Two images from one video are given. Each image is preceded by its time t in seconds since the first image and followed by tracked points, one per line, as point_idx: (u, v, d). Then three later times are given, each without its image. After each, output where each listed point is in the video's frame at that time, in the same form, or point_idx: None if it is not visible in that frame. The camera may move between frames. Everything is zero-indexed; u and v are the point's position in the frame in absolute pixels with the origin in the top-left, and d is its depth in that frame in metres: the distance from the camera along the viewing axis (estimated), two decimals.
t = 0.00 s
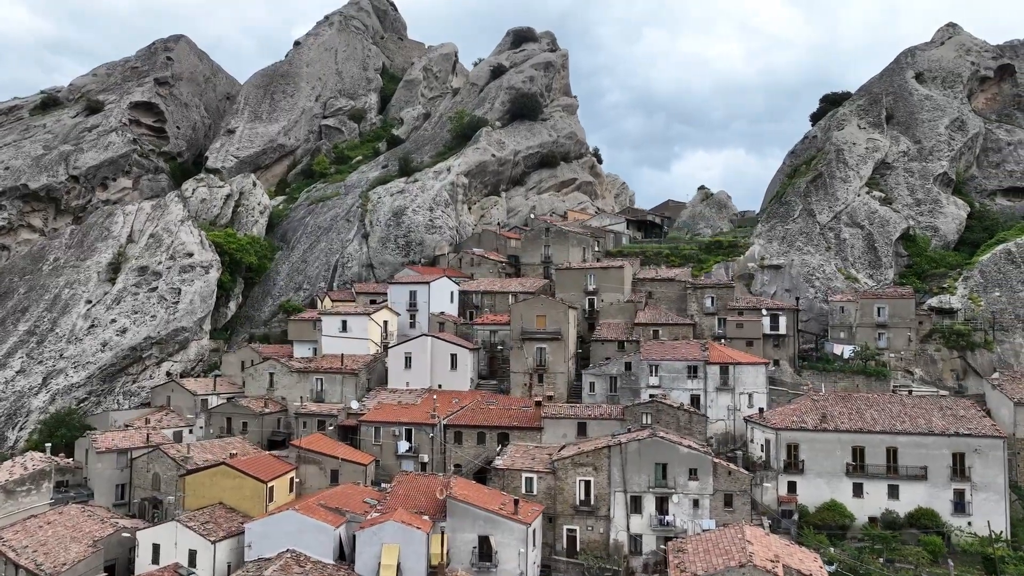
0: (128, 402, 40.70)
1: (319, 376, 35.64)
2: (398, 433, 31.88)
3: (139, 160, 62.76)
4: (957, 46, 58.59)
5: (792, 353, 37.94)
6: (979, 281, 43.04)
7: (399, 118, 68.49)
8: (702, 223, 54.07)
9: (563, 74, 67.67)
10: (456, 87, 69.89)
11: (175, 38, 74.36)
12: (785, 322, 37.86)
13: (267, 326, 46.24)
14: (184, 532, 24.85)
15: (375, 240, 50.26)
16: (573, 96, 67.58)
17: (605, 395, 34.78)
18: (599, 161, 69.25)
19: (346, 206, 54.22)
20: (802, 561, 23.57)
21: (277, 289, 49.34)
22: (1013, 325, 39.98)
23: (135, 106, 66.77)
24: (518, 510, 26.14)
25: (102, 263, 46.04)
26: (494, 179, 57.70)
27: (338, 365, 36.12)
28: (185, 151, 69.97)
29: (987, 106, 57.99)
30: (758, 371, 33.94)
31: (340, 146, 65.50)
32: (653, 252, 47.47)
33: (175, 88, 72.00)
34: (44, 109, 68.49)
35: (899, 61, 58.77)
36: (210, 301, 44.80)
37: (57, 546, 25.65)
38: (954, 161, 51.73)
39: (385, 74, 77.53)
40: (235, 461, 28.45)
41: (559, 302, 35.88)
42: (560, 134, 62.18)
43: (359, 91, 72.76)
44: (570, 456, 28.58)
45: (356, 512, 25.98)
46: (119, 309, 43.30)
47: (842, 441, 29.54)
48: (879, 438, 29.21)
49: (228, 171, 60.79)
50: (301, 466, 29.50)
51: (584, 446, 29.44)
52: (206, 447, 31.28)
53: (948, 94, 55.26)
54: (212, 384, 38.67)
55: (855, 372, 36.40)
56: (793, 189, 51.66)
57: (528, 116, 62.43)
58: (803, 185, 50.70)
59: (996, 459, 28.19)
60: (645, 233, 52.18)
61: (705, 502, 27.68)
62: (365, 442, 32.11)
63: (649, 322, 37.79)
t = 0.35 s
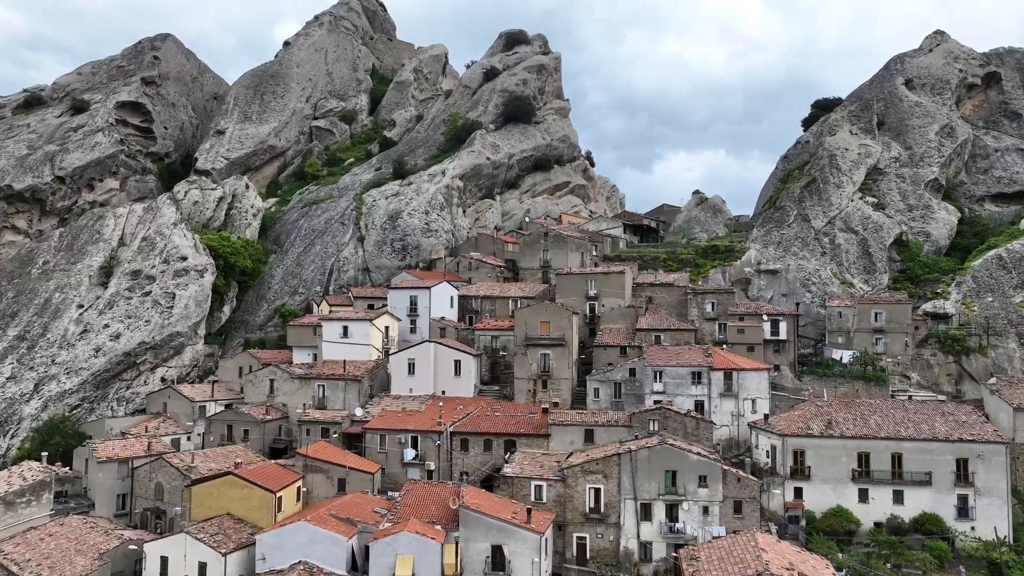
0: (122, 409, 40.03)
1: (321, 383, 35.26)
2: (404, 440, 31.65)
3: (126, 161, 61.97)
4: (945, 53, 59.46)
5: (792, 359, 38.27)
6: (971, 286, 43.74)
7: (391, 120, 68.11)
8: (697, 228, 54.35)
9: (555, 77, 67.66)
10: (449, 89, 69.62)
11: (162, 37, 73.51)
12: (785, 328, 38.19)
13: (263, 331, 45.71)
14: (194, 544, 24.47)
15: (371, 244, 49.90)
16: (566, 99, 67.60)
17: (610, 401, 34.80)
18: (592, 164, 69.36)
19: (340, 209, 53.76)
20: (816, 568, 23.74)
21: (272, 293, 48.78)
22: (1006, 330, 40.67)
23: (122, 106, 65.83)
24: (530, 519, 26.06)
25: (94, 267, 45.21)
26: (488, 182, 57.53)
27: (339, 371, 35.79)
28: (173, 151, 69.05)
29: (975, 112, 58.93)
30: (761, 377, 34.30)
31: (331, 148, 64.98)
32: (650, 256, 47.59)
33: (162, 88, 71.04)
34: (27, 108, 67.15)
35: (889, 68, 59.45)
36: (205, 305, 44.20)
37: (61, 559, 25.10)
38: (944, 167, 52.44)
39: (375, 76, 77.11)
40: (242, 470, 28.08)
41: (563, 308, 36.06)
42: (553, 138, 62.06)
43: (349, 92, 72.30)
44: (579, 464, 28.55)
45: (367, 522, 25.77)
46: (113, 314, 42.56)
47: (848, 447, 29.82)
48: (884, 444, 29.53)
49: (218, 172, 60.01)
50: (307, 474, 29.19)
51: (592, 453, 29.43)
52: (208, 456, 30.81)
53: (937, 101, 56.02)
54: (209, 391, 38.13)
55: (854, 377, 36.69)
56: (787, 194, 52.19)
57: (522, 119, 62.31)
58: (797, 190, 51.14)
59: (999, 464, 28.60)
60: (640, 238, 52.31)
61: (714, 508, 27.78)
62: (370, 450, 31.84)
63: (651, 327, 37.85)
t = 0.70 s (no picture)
0: (119, 416, 39.53)
1: (325, 389, 34.94)
2: (412, 448, 31.45)
3: (116, 162, 61.01)
4: (936, 59, 60.22)
5: (795, 363, 38.53)
6: (967, 290, 44.38)
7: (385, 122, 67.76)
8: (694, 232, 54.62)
9: (550, 80, 67.68)
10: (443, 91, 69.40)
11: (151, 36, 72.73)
12: (787, 332, 38.46)
13: (261, 336, 45.24)
14: (207, 556, 24.18)
15: (369, 247, 49.58)
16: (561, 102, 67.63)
17: (616, 407, 34.81)
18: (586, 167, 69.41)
19: (336, 211, 53.31)
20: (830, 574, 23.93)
21: (269, 297, 48.30)
22: (1002, 334, 41.33)
23: (111, 106, 65.00)
24: (545, 527, 26.02)
25: (88, 271, 44.49)
26: (485, 185, 57.33)
27: (344, 377, 35.49)
28: (163, 152, 68.26)
29: (965, 118, 59.72)
30: (766, 383, 34.48)
31: (325, 150, 64.53)
32: (650, 260, 47.71)
33: (151, 88, 70.26)
34: (13, 107, 65.99)
35: (882, 73, 60.12)
36: (202, 309, 43.67)
37: (69, 572, 24.68)
38: (937, 172, 53.08)
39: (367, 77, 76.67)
40: (251, 479, 27.78)
41: (569, 314, 35.94)
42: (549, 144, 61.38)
43: (342, 93, 71.88)
44: (591, 471, 28.53)
45: (381, 532, 25.59)
46: (109, 319, 41.93)
47: (855, 453, 30.13)
48: (891, 450, 29.87)
49: (211, 174, 59.32)
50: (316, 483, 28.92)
51: (603, 460, 29.44)
52: (214, 464, 30.41)
53: (929, 107, 56.72)
54: (210, 397, 37.64)
55: (857, 381, 37.02)
56: (783, 199, 52.51)
57: (517, 121, 62.20)
58: (794, 195, 51.52)
59: (1005, 468, 29.06)
60: (639, 241, 52.43)
61: (726, 515, 27.89)
62: (378, 457, 31.61)
63: (655, 332, 37.91)
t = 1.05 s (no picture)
0: (117, 422, 38.98)
1: (330, 396, 34.64)
2: (420, 455, 31.27)
3: (107, 163, 60.12)
4: (928, 65, 60.89)
5: (797, 368, 38.77)
6: (963, 295, 44.98)
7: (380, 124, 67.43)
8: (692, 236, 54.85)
9: (545, 82, 67.65)
10: (438, 92, 69.16)
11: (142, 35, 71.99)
12: (790, 337, 38.72)
13: (260, 340, 44.80)
14: (220, 567, 23.91)
15: (368, 251, 49.26)
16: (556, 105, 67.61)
17: (623, 412, 34.82)
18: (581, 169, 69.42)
19: (333, 214, 52.89)
20: None
21: (267, 301, 47.85)
22: (999, 339, 41.94)
23: (101, 106, 64.21)
24: (559, 536, 25.97)
25: (83, 275, 43.84)
26: (482, 188, 57.07)
27: (349, 383, 35.21)
28: (154, 153, 67.56)
29: (957, 123, 60.40)
30: (771, 388, 34.68)
31: (319, 152, 64.11)
32: (650, 264, 47.80)
33: (142, 88, 69.48)
34: None
35: (875, 78, 60.66)
36: (200, 314, 43.16)
37: None
38: (931, 177, 53.62)
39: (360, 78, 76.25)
40: (261, 488, 27.49)
41: (575, 319, 36.00)
42: (546, 143, 61.45)
43: (335, 94, 71.53)
44: (603, 478, 28.48)
45: (395, 541, 25.41)
46: (106, 324, 41.34)
47: (863, 458, 30.37)
48: (898, 455, 30.16)
49: (204, 176, 58.70)
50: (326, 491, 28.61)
51: (614, 466, 29.44)
52: (220, 472, 30.06)
53: (922, 112, 57.29)
54: (211, 403, 37.19)
55: (859, 386, 37.33)
56: (780, 202, 52.83)
57: (514, 124, 62.07)
58: (791, 199, 51.82)
59: (1010, 473, 29.53)
60: (637, 245, 52.54)
61: (737, 521, 27.98)
62: (386, 464, 31.41)
63: (659, 337, 37.93)
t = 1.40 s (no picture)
0: (103, 429, 38.19)
1: (326, 401, 34.25)
2: (419, 461, 31.04)
3: (87, 162, 58.87)
4: (910, 71, 61.88)
5: (790, 371, 39.17)
6: (948, 298, 45.79)
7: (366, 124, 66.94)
8: (681, 238, 55.23)
9: (532, 84, 67.60)
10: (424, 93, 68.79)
11: (121, 32, 70.78)
12: (783, 341, 39.14)
13: (249, 344, 44.17)
14: None
15: (357, 253, 48.81)
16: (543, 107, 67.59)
17: (620, 416, 34.87)
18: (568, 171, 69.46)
19: (321, 216, 52.32)
20: None
21: (254, 304, 47.26)
22: (983, 342, 42.79)
23: (80, 104, 62.97)
24: (564, 542, 25.93)
25: (66, 277, 42.92)
26: (471, 190, 56.79)
27: (344, 388, 34.84)
28: (134, 152, 66.39)
29: (937, 128, 61.45)
30: (765, 391, 34.97)
31: (304, 152, 63.48)
32: (641, 267, 47.96)
33: (122, 85, 68.25)
34: None
35: (859, 83, 61.50)
36: (188, 317, 42.43)
37: None
38: (914, 181, 54.46)
39: (344, 77, 75.66)
40: (261, 496, 27.09)
41: (572, 323, 35.98)
42: (534, 145, 61.38)
43: (319, 93, 70.91)
44: (604, 483, 28.49)
45: (399, 549, 25.20)
46: (91, 327, 40.50)
47: (859, 461, 30.74)
48: (893, 458, 30.58)
49: (188, 176, 57.81)
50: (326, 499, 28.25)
51: (615, 471, 29.47)
52: (216, 479, 29.53)
53: (905, 117, 58.20)
54: (201, 408, 36.57)
55: (850, 389, 37.80)
56: (768, 205, 53.30)
57: (502, 126, 61.92)
58: (778, 203, 52.39)
59: (1001, 475, 30.10)
60: (627, 248, 52.70)
61: (738, 525, 28.14)
62: (384, 470, 31.14)
63: (654, 341, 38.04)
